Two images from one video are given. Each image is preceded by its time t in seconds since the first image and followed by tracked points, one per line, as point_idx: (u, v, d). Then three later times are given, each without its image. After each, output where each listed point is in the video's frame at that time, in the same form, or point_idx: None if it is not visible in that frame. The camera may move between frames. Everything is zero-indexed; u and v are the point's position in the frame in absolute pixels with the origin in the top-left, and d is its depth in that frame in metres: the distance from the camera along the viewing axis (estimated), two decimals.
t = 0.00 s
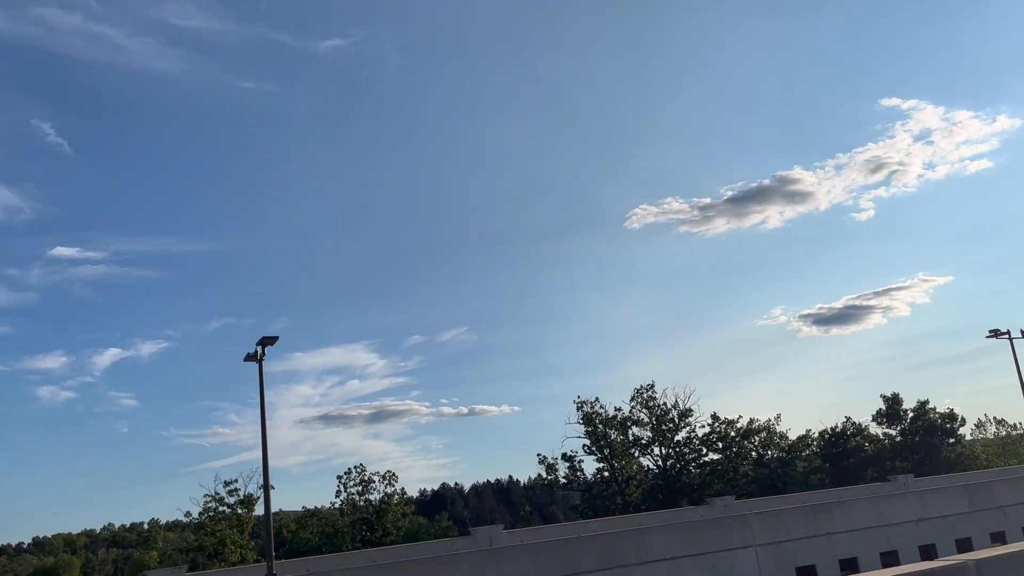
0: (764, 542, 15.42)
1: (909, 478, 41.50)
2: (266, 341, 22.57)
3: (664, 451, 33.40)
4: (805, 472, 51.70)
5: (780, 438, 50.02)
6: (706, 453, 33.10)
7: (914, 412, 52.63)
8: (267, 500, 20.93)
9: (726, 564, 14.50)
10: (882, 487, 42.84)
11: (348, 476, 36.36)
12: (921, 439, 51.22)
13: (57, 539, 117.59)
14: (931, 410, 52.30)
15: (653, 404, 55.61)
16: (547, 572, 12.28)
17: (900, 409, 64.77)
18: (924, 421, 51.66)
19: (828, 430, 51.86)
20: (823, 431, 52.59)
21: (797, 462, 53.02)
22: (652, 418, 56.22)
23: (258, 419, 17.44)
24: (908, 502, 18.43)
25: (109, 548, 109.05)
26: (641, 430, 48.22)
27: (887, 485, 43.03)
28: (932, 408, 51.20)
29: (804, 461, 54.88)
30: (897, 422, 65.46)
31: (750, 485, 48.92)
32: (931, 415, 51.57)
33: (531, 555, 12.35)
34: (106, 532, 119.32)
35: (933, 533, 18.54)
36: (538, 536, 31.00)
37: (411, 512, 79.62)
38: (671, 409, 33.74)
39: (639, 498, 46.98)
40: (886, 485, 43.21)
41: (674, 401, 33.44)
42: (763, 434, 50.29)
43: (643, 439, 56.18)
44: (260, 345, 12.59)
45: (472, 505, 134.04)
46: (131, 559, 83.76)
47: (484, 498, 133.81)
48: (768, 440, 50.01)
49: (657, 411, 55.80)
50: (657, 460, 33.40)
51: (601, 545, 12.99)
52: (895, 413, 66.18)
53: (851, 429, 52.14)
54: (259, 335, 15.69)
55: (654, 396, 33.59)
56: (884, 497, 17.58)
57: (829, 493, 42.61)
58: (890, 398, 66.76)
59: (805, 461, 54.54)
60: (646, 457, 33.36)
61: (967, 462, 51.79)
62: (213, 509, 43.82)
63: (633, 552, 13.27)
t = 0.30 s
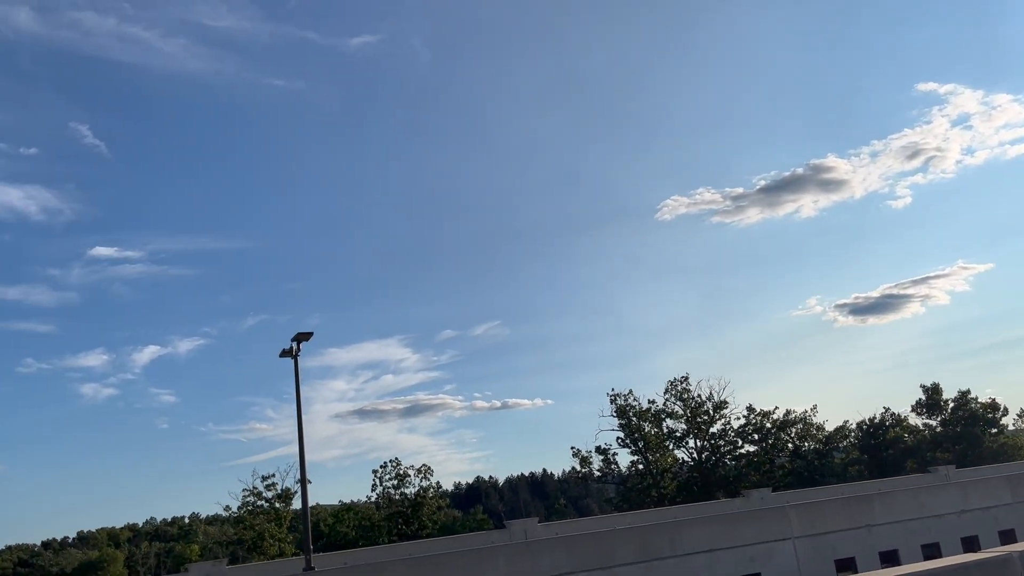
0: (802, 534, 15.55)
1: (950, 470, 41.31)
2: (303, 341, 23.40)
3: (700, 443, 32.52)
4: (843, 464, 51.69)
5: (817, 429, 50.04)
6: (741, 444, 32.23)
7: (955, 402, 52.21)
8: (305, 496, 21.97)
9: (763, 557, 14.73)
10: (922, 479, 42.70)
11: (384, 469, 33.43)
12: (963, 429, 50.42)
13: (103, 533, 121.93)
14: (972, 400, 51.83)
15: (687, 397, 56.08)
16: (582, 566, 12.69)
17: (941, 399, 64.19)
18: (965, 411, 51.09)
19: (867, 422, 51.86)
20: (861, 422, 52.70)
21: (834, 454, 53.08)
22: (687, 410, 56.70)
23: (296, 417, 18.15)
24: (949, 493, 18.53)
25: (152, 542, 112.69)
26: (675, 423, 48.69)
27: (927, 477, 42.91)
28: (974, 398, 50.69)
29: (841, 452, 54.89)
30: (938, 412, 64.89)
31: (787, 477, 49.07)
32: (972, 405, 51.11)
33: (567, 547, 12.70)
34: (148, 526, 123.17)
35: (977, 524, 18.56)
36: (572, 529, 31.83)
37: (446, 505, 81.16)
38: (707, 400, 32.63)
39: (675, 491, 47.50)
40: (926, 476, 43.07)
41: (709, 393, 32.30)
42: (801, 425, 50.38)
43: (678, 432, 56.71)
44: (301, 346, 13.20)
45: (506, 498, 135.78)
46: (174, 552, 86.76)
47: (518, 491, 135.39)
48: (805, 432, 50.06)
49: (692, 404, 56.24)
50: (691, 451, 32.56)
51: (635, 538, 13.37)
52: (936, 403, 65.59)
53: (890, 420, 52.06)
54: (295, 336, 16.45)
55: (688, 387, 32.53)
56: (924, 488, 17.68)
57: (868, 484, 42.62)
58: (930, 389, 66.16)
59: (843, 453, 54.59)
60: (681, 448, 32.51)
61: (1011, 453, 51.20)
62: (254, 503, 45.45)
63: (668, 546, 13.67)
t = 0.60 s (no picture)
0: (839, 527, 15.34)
1: (993, 461, 41.24)
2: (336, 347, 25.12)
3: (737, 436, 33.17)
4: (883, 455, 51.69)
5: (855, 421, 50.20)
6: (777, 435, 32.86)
7: (998, 393, 51.86)
8: (340, 491, 23.11)
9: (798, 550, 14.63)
10: (963, 471, 42.77)
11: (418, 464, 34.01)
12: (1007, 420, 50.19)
13: (145, 528, 126.11)
14: (1015, 391, 51.47)
15: (722, 390, 56.62)
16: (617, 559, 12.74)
17: (983, 390, 63.67)
18: (1009, 401, 50.79)
19: (906, 413, 51.87)
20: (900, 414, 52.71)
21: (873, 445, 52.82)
22: (722, 403, 57.24)
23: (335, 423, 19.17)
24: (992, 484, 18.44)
25: (193, 536, 116.35)
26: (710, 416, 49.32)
27: (969, 469, 42.87)
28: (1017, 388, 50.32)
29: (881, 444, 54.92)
30: (980, 402, 64.38)
31: (825, 469, 49.32)
32: (1016, 395, 50.73)
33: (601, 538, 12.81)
34: (188, 521, 127.02)
35: (1020, 514, 18.67)
36: (606, 523, 32.97)
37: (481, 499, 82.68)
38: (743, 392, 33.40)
39: (711, 484, 48.22)
40: (968, 468, 43.04)
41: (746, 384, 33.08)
42: (838, 417, 50.60)
43: (713, 424, 57.31)
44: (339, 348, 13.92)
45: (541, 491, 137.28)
46: (215, 547, 89.54)
47: (553, 485, 136.86)
48: (843, 423, 50.29)
49: (727, 397, 56.75)
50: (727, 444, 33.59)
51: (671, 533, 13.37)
52: (978, 393, 65.07)
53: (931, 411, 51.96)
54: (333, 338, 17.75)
55: (723, 378, 33.53)
56: (965, 481, 17.28)
57: (908, 476, 42.75)
58: (972, 380, 65.65)
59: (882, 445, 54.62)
60: (717, 441, 33.41)
61: None
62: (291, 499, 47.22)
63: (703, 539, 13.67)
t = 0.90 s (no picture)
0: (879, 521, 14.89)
1: None
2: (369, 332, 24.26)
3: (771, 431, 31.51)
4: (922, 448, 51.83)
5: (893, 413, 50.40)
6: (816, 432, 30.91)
7: None
8: (376, 487, 23.63)
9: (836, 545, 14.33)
10: (1004, 464, 42.91)
11: (452, 459, 35.36)
12: None
13: (184, 523, 129.94)
14: None
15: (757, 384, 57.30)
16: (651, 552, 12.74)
17: None
18: None
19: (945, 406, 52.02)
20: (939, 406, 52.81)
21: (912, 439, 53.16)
22: (757, 396, 57.92)
23: (370, 425, 19.39)
24: None
25: (232, 531, 119.68)
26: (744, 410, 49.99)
27: (1010, 462, 42.98)
28: None
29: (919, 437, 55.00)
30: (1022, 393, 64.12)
31: (862, 462, 49.63)
32: None
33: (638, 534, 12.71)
34: (226, 516, 130.41)
35: None
36: (640, 518, 34.00)
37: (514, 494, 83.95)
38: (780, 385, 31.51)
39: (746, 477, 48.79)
40: (1008, 461, 43.20)
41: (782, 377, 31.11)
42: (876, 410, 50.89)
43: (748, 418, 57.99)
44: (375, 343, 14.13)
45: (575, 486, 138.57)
46: (253, 541, 91.97)
47: (587, 479, 138.12)
48: (880, 416, 50.55)
49: (762, 391, 57.38)
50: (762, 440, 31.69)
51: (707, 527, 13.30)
52: (1019, 384, 64.80)
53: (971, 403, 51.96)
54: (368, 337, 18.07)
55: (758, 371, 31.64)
56: (1010, 472, 16.58)
57: (947, 469, 43.01)
58: (1013, 371, 65.45)
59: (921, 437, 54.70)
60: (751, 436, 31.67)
61: None
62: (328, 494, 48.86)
63: (740, 532, 13.53)
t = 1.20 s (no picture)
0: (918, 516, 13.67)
1: None
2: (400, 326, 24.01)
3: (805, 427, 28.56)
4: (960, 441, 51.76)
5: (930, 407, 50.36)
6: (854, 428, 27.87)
7: None
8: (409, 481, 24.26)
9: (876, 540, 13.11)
10: None
11: (484, 455, 37.42)
12: None
13: (221, 518, 133.75)
14: None
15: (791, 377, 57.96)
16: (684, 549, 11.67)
17: None
18: None
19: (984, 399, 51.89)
20: (977, 399, 52.76)
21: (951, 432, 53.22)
22: (791, 390, 58.62)
23: (399, 425, 18.55)
24: None
25: (268, 526, 123.08)
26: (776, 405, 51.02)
27: None
28: None
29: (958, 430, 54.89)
30: None
31: (899, 456, 49.24)
32: None
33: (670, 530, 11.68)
34: (263, 511, 133.90)
35: None
36: (674, 512, 35.14)
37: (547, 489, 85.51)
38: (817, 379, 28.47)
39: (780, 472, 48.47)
40: None
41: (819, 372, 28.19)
42: (912, 404, 50.91)
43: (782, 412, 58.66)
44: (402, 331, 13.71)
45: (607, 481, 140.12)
46: (289, 536, 94.37)
47: (619, 474, 139.48)
48: (917, 409, 50.58)
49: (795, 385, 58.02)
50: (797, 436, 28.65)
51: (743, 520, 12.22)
52: None
53: (1011, 396, 51.75)
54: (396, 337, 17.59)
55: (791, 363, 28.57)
56: None
57: (986, 463, 42.91)
58: None
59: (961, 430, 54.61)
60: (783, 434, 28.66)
61: None
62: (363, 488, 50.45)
63: (775, 527, 12.39)
